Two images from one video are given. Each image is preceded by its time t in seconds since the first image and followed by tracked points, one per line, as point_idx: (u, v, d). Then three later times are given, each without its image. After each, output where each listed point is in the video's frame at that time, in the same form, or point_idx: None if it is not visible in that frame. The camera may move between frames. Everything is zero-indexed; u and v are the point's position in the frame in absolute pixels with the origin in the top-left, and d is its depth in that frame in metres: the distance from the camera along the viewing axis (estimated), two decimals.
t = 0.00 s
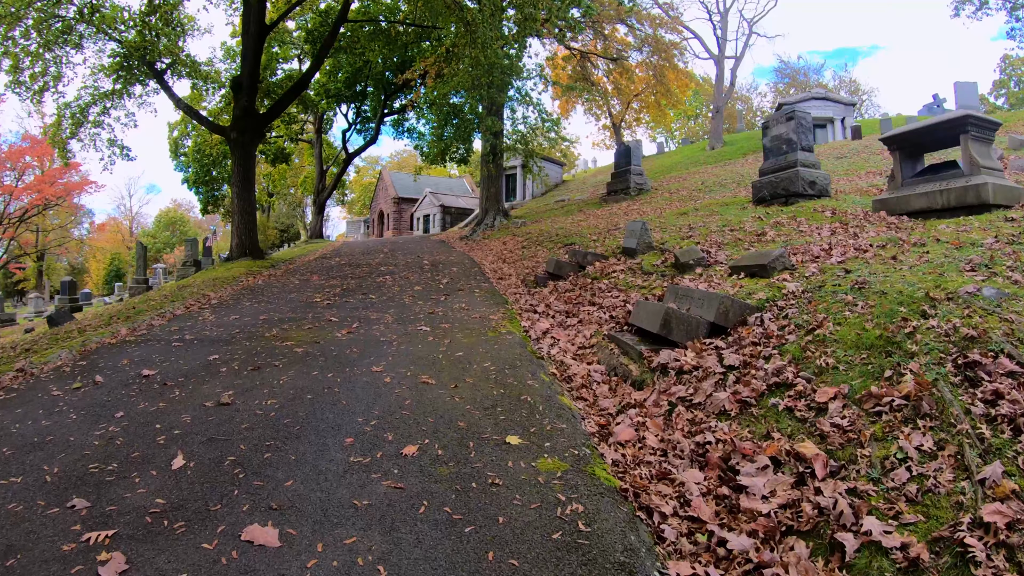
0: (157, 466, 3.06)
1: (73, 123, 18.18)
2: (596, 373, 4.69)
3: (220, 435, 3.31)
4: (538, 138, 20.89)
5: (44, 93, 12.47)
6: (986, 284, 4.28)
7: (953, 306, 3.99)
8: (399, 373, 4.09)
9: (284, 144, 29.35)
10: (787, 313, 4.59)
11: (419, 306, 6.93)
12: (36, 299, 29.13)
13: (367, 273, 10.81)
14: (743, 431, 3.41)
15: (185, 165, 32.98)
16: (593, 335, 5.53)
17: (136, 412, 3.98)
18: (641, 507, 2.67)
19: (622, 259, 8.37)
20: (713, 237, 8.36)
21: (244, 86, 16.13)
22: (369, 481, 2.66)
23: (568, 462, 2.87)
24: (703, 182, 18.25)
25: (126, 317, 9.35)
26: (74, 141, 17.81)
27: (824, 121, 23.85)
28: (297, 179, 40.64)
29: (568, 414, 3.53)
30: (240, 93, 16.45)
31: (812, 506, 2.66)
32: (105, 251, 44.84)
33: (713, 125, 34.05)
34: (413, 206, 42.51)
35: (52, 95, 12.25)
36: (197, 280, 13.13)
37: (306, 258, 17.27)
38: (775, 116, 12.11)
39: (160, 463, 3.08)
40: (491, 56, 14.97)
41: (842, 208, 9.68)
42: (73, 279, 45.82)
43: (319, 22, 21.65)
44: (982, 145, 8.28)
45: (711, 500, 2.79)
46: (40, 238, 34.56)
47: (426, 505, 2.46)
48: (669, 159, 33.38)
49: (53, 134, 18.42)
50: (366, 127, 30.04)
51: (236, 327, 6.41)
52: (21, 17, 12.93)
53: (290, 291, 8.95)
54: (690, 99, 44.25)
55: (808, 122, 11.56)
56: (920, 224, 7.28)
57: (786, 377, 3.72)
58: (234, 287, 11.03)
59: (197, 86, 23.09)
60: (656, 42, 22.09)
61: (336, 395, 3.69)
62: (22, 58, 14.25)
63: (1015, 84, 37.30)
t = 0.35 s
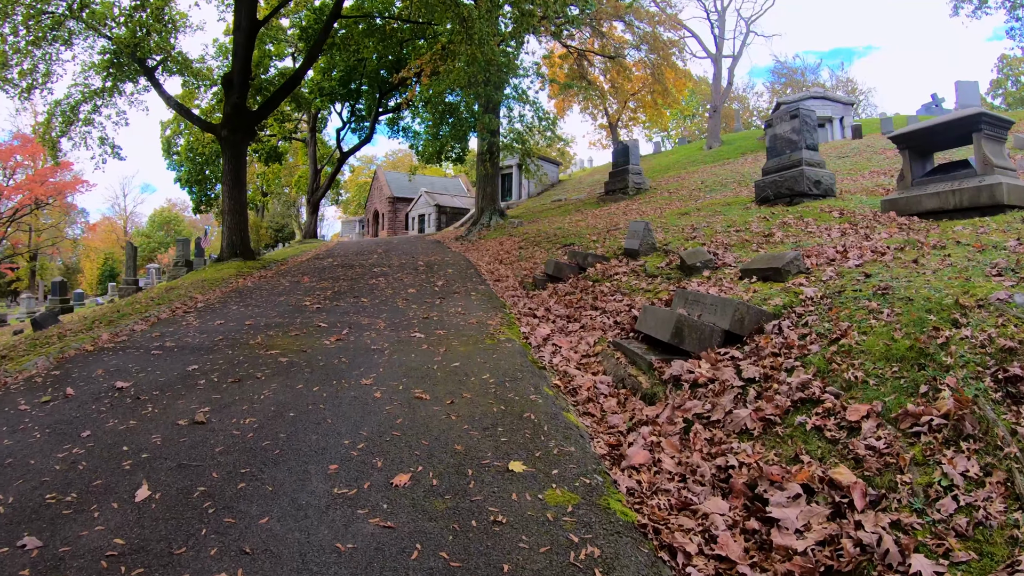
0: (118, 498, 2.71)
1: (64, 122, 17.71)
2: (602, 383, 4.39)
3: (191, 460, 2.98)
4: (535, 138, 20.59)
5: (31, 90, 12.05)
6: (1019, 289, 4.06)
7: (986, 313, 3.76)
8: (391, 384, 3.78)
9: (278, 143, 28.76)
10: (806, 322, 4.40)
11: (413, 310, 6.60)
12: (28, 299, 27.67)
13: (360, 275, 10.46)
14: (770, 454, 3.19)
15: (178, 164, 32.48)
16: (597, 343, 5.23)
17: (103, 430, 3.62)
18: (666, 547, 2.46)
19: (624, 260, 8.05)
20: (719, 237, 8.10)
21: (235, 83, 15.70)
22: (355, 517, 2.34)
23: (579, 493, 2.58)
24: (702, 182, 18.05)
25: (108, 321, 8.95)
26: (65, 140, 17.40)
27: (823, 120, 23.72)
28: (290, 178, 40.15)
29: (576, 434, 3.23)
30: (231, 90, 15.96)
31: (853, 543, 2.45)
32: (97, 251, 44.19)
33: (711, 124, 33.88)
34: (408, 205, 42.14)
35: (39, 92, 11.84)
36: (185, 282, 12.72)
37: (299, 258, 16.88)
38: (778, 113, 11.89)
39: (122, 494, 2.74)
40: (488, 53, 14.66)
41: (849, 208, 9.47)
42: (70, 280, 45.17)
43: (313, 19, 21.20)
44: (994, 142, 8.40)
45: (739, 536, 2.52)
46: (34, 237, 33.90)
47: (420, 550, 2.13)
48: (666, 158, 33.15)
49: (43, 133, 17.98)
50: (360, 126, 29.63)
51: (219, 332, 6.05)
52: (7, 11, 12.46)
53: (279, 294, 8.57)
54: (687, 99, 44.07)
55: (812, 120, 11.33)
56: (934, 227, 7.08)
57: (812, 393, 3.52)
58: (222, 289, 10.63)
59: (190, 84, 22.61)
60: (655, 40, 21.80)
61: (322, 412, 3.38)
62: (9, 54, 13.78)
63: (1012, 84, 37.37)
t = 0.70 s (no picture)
0: (75, 541, 2.34)
1: (56, 120, 17.29)
2: (616, 398, 4.06)
3: (164, 494, 2.63)
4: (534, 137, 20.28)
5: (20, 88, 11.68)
6: None
7: None
8: (389, 401, 3.45)
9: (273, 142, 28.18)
10: (835, 333, 4.13)
11: (411, 316, 6.26)
12: (23, 299, 27.03)
13: (356, 277, 10.10)
14: (809, 482, 2.91)
15: (172, 164, 32.04)
16: (607, 353, 4.91)
17: (69, 454, 3.25)
18: None
19: (630, 263, 7.73)
20: (729, 239, 7.79)
21: (228, 80, 15.26)
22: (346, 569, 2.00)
23: (605, 536, 2.26)
24: (704, 182, 17.78)
25: (92, 326, 8.56)
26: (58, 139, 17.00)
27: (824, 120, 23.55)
28: (286, 177, 39.69)
29: (595, 462, 2.91)
30: (224, 87, 15.53)
31: None
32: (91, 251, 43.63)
33: (710, 124, 33.66)
34: (405, 205, 41.79)
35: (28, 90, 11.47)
36: (174, 285, 12.32)
37: (293, 259, 16.51)
38: (785, 111, 11.60)
39: (80, 536, 2.37)
40: (488, 51, 14.34)
41: (861, 209, 9.19)
42: (65, 281, 44.65)
43: (309, 16, 20.80)
44: (1011, 142, 8.21)
45: None
46: (27, 238, 33.41)
47: None
48: (666, 158, 32.92)
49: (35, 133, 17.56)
50: (357, 126, 29.26)
51: (205, 340, 5.67)
52: None
53: (270, 298, 8.20)
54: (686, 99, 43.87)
55: (820, 119, 11.05)
56: (955, 230, 6.82)
57: (850, 412, 3.25)
58: (213, 292, 10.24)
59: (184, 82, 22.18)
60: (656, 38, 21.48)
61: (313, 435, 3.04)
62: None
63: (1011, 84, 37.39)
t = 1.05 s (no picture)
0: None
1: (49, 119, 16.94)
2: (632, 412, 3.79)
3: (135, 532, 2.33)
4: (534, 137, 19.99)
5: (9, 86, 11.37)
6: None
7: None
8: (386, 420, 3.15)
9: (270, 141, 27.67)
10: (865, 343, 3.87)
11: (409, 321, 5.96)
12: (19, 300, 26.63)
13: (352, 279, 9.78)
14: (851, 512, 2.65)
15: (169, 164, 31.69)
16: (619, 362, 4.64)
17: (36, 480, 2.93)
18: None
19: (637, 265, 7.43)
20: (739, 241, 7.51)
21: (223, 78, 14.93)
22: None
23: None
24: (706, 182, 17.53)
25: (78, 331, 8.22)
26: (51, 138, 16.64)
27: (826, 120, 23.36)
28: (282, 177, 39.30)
29: (618, 489, 2.63)
30: (218, 84, 15.17)
31: None
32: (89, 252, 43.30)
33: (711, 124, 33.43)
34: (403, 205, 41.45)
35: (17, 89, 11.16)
36: (166, 287, 11.96)
37: (289, 260, 16.19)
38: (793, 110, 11.34)
39: None
40: (487, 48, 14.05)
41: (874, 210, 8.93)
42: (62, 281, 44.27)
43: (307, 15, 20.44)
44: None
45: None
46: (23, 238, 33.04)
47: None
48: (666, 158, 32.66)
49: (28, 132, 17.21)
50: (355, 125, 28.92)
51: (193, 348, 5.35)
52: None
53: (263, 302, 7.89)
54: (685, 99, 43.64)
55: (829, 117, 10.78)
56: (976, 232, 6.58)
57: (891, 433, 2.99)
58: (206, 295, 9.91)
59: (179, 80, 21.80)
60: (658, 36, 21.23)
61: (303, 461, 2.75)
62: None
63: (1012, 85, 37.26)
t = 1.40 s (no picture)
0: None
1: (42, 118, 16.53)
2: (650, 427, 3.47)
3: None
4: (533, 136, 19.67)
5: None
6: None
7: None
8: (378, 440, 2.82)
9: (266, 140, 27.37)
10: (902, 352, 3.56)
11: (406, 326, 5.62)
12: (12, 301, 26.19)
13: (348, 281, 9.44)
14: (906, 546, 2.33)
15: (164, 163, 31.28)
16: (632, 370, 4.31)
17: None
18: None
19: (644, 266, 7.11)
20: (751, 240, 7.21)
21: (216, 73, 14.56)
22: None
23: None
24: (709, 181, 17.23)
25: (60, 335, 7.84)
26: (44, 137, 16.26)
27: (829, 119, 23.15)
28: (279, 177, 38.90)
29: (645, 522, 2.29)
30: (211, 80, 14.78)
31: None
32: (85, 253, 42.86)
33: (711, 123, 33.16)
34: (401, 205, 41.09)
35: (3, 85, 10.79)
36: (155, 288, 11.57)
37: (284, 261, 15.82)
38: (801, 106, 11.05)
39: None
40: (486, 45, 13.72)
41: (887, 209, 8.62)
42: (58, 282, 43.69)
43: (303, 13, 20.03)
44: None
45: None
46: (17, 239, 32.54)
47: None
48: (666, 158, 32.38)
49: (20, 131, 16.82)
50: (352, 125, 28.55)
51: (175, 354, 4.99)
52: None
53: (254, 304, 7.54)
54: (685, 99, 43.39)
55: (838, 113, 10.49)
56: (999, 232, 6.29)
57: (943, 453, 2.68)
58: (196, 296, 9.55)
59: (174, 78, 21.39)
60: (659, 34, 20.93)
61: (283, 490, 2.41)
62: None
63: (1012, 84, 37.13)
